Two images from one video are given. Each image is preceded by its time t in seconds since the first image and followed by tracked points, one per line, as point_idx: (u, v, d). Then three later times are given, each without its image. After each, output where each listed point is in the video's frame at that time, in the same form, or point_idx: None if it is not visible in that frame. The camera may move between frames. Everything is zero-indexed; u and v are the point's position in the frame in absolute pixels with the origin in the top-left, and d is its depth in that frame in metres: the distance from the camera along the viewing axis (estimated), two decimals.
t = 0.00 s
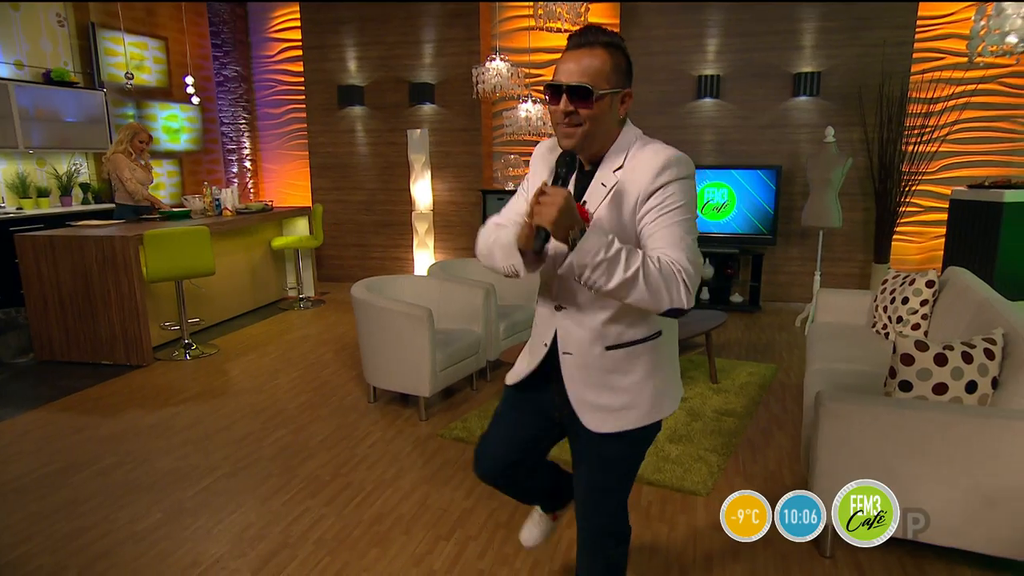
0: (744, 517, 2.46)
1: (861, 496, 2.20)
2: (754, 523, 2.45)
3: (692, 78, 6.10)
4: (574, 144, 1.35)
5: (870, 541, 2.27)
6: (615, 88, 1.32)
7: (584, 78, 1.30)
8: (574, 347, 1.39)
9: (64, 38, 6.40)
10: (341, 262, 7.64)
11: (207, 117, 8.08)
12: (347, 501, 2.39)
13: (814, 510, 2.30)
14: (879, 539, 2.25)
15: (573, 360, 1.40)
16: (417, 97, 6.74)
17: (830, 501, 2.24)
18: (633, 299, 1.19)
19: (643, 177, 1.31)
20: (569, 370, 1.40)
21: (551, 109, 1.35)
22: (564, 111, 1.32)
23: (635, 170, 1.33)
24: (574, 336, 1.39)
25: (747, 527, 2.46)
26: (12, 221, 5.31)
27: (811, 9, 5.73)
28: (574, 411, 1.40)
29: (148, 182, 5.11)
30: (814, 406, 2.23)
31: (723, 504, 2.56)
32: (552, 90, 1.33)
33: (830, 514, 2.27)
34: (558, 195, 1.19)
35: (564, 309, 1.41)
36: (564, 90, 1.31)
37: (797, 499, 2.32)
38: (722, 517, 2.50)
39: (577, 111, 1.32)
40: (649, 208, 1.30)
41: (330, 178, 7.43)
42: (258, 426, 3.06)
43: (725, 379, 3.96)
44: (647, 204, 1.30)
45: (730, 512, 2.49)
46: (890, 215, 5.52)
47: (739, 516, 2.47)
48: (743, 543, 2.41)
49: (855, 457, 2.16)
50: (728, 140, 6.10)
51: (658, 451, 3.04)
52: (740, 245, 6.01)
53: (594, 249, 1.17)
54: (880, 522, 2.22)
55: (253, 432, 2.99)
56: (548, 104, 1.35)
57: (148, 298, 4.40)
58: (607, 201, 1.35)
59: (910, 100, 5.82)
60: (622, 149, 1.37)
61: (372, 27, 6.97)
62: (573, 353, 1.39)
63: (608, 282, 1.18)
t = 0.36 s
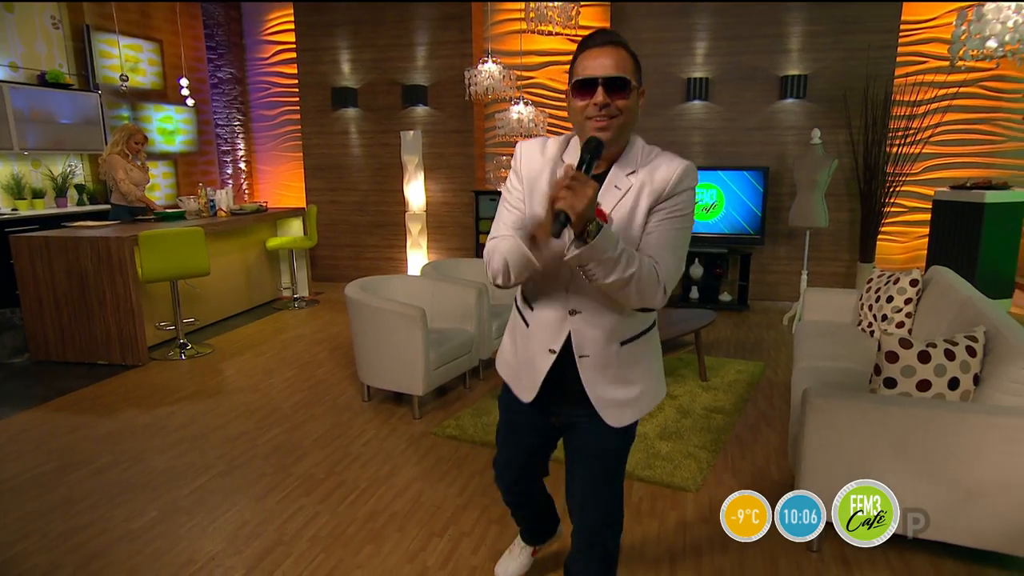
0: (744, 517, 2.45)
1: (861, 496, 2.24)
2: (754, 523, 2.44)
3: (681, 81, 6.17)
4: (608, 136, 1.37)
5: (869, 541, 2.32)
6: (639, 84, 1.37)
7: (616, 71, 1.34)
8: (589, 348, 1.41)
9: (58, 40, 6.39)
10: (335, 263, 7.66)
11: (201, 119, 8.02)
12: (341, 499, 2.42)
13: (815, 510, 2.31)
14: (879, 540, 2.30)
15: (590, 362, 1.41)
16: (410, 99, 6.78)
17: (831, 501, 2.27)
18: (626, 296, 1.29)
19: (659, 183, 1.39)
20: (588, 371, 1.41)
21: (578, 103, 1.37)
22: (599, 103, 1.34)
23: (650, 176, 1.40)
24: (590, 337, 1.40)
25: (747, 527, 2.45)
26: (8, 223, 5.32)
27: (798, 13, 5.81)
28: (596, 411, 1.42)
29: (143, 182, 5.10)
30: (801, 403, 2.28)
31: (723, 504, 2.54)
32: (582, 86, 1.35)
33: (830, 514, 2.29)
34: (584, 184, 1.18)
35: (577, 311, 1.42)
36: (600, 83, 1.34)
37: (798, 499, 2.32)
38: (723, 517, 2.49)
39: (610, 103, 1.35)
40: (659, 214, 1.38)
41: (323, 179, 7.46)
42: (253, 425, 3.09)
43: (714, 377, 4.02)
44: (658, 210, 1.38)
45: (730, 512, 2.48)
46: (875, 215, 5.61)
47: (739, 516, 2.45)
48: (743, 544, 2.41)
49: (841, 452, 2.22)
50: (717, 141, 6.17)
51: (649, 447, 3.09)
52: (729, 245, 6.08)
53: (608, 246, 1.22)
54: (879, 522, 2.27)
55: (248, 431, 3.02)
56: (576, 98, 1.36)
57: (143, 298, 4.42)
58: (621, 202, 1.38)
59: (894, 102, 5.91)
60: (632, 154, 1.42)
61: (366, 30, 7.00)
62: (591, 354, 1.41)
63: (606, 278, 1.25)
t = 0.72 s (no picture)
0: (744, 517, 2.45)
1: (861, 496, 2.27)
2: (754, 523, 2.43)
3: (666, 84, 6.24)
4: (556, 137, 1.44)
5: (870, 541, 2.34)
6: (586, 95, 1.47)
7: (570, 80, 1.42)
8: (543, 320, 1.52)
9: (47, 42, 6.35)
10: (325, 264, 7.66)
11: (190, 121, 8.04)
12: (332, 499, 2.44)
13: (815, 510, 2.33)
14: (879, 540, 2.34)
15: (542, 333, 1.52)
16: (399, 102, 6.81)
17: (831, 501, 2.30)
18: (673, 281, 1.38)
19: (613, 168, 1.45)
20: (539, 342, 1.52)
21: (533, 105, 1.44)
22: (552, 107, 1.42)
23: (602, 160, 1.47)
24: (544, 309, 1.52)
25: (747, 527, 2.45)
26: None
27: (780, 18, 5.90)
28: (543, 380, 1.52)
29: (130, 184, 5.05)
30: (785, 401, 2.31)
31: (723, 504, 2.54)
32: (540, 88, 1.42)
33: (830, 512, 2.31)
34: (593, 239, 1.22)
35: (534, 287, 1.54)
36: (554, 89, 1.41)
37: (797, 499, 2.33)
38: (723, 518, 2.49)
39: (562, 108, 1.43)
40: (623, 197, 1.44)
41: (312, 181, 7.47)
42: (243, 426, 3.10)
43: (700, 375, 4.08)
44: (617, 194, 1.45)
45: (730, 512, 2.48)
46: (856, 215, 5.71)
47: (739, 515, 2.45)
48: (744, 543, 2.41)
49: (825, 449, 2.25)
50: (702, 144, 6.25)
51: (636, 445, 3.13)
52: (714, 245, 6.16)
53: (642, 259, 1.29)
54: (879, 522, 2.29)
55: (238, 432, 3.03)
56: (531, 101, 1.44)
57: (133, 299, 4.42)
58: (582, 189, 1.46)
59: (874, 106, 6.02)
60: (583, 145, 1.50)
61: (355, 33, 7.02)
62: (542, 326, 1.52)
63: (657, 278, 1.33)
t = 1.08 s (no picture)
0: (744, 517, 2.42)
1: (861, 496, 2.27)
2: (755, 523, 2.41)
3: (654, 86, 6.31)
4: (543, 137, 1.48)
5: (870, 542, 2.34)
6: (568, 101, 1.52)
7: (551, 85, 1.47)
8: (542, 306, 1.56)
9: (36, 44, 6.26)
10: (316, 265, 7.66)
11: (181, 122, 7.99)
12: (326, 498, 2.46)
13: (815, 510, 2.33)
14: (879, 540, 2.33)
15: (543, 318, 1.56)
16: (389, 103, 6.82)
17: (831, 501, 2.30)
18: (578, 250, 1.40)
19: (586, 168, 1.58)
20: (541, 326, 1.56)
21: (519, 112, 1.49)
22: (537, 110, 1.46)
23: (581, 161, 1.59)
24: (542, 295, 1.56)
25: (747, 527, 2.43)
26: None
27: (765, 21, 5.98)
28: (547, 362, 1.56)
29: (122, 185, 5.09)
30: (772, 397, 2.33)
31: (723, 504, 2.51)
32: (523, 94, 1.47)
33: (830, 513, 2.31)
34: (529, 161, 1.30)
35: (531, 275, 1.57)
36: (536, 94, 1.46)
37: (797, 499, 2.33)
38: (723, 517, 2.47)
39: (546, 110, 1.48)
40: (594, 192, 1.56)
41: (303, 182, 7.47)
42: (236, 426, 3.11)
43: (689, 373, 4.14)
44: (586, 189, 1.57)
45: (730, 512, 2.44)
46: (841, 215, 5.80)
47: (739, 516, 2.43)
48: (744, 544, 2.41)
49: (813, 444, 2.26)
50: (689, 145, 6.32)
51: (627, 442, 3.18)
52: (701, 244, 6.23)
53: (559, 205, 1.34)
54: (879, 522, 2.29)
55: (231, 432, 3.04)
56: (518, 108, 1.48)
57: (125, 300, 4.42)
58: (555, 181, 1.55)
59: (857, 108, 6.12)
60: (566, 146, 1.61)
61: (345, 34, 7.03)
62: (542, 311, 1.56)
63: (564, 233, 1.36)
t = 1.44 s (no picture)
0: (744, 516, 2.45)
1: (861, 496, 2.27)
2: (755, 523, 2.44)
3: (646, 87, 6.36)
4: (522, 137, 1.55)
5: (870, 541, 2.34)
6: (552, 103, 1.57)
7: (536, 87, 1.52)
8: (521, 295, 1.61)
9: (27, 42, 6.21)
10: (310, 265, 7.65)
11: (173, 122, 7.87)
12: (324, 496, 2.47)
13: (815, 510, 2.34)
14: (879, 540, 2.34)
15: (521, 307, 1.60)
16: (382, 103, 6.83)
17: (831, 502, 2.30)
18: (614, 240, 1.47)
19: (572, 163, 1.60)
20: (519, 316, 1.60)
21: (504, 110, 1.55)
22: (516, 110, 1.52)
23: (566, 156, 1.62)
24: (522, 284, 1.61)
25: (747, 527, 2.46)
26: None
27: (754, 23, 6.04)
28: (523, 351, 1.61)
29: (115, 185, 5.05)
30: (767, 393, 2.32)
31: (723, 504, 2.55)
32: (504, 95, 1.54)
33: (831, 513, 2.33)
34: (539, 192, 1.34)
35: (513, 265, 1.62)
36: (519, 95, 1.52)
37: (797, 499, 2.34)
38: (723, 518, 2.50)
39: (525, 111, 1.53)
40: (585, 182, 1.59)
41: (296, 182, 7.45)
42: (232, 426, 3.11)
43: (683, 370, 4.18)
44: (577, 183, 1.59)
45: (730, 512, 2.48)
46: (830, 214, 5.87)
47: (739, 516, 2.46)
48: (744, 543, 2.42)
49: (808, 440, 2.26)
50: (680, 145, 6.38)
51: (623, 439, 3.20)
52: (693, 244, 6.28)
53: (581, 212, 1.39)
54: (880, 522, 2.29)
55: (229, 432, 3.04)
56: (501, 108, 1.55)
57: (120, 300, 4.41)
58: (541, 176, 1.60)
59: (846, 109, 6.21)
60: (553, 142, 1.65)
61: (338, 35, 7.03)
62: (521, 301, 1.61)
63: (597, 233, 1.42)
